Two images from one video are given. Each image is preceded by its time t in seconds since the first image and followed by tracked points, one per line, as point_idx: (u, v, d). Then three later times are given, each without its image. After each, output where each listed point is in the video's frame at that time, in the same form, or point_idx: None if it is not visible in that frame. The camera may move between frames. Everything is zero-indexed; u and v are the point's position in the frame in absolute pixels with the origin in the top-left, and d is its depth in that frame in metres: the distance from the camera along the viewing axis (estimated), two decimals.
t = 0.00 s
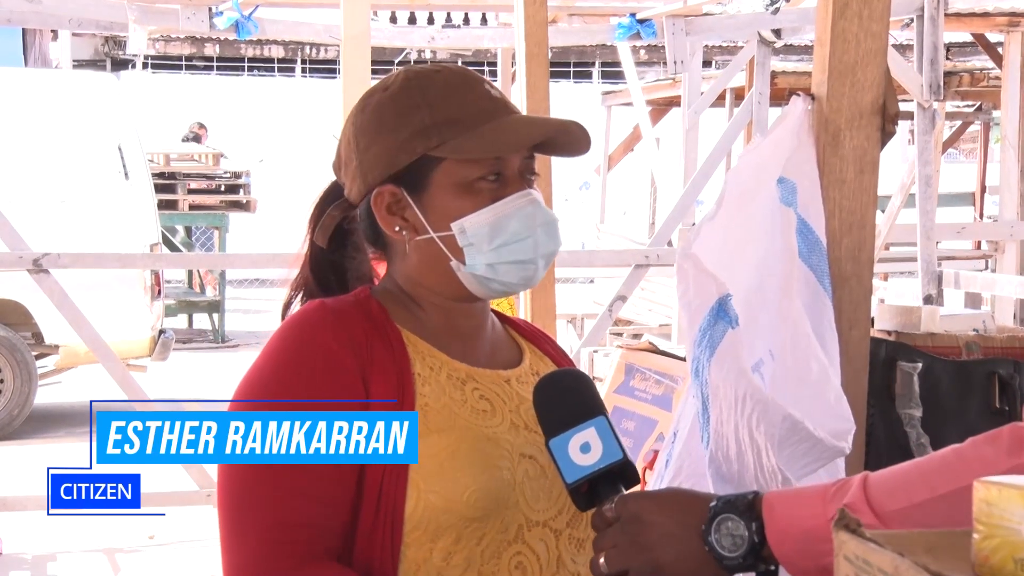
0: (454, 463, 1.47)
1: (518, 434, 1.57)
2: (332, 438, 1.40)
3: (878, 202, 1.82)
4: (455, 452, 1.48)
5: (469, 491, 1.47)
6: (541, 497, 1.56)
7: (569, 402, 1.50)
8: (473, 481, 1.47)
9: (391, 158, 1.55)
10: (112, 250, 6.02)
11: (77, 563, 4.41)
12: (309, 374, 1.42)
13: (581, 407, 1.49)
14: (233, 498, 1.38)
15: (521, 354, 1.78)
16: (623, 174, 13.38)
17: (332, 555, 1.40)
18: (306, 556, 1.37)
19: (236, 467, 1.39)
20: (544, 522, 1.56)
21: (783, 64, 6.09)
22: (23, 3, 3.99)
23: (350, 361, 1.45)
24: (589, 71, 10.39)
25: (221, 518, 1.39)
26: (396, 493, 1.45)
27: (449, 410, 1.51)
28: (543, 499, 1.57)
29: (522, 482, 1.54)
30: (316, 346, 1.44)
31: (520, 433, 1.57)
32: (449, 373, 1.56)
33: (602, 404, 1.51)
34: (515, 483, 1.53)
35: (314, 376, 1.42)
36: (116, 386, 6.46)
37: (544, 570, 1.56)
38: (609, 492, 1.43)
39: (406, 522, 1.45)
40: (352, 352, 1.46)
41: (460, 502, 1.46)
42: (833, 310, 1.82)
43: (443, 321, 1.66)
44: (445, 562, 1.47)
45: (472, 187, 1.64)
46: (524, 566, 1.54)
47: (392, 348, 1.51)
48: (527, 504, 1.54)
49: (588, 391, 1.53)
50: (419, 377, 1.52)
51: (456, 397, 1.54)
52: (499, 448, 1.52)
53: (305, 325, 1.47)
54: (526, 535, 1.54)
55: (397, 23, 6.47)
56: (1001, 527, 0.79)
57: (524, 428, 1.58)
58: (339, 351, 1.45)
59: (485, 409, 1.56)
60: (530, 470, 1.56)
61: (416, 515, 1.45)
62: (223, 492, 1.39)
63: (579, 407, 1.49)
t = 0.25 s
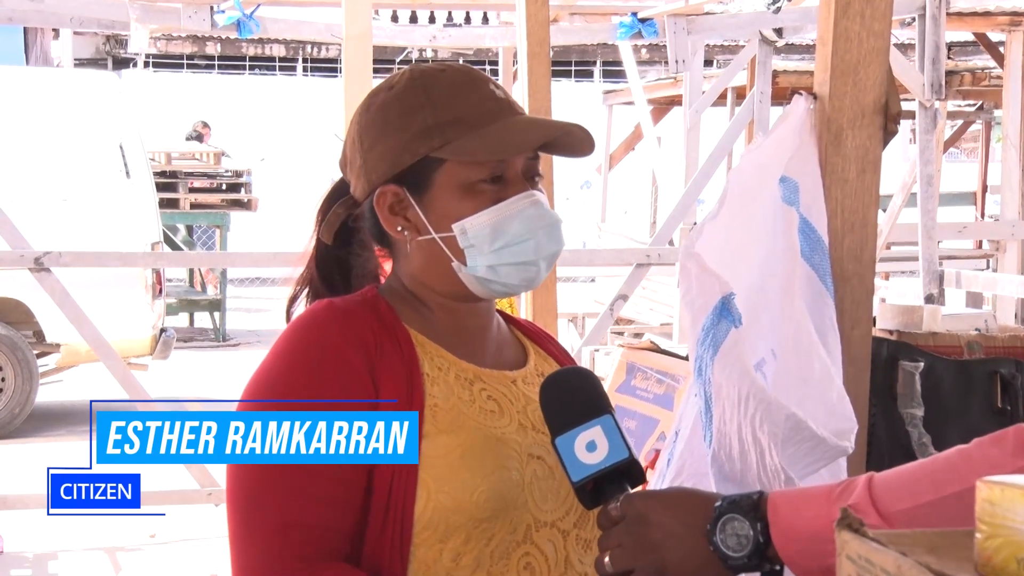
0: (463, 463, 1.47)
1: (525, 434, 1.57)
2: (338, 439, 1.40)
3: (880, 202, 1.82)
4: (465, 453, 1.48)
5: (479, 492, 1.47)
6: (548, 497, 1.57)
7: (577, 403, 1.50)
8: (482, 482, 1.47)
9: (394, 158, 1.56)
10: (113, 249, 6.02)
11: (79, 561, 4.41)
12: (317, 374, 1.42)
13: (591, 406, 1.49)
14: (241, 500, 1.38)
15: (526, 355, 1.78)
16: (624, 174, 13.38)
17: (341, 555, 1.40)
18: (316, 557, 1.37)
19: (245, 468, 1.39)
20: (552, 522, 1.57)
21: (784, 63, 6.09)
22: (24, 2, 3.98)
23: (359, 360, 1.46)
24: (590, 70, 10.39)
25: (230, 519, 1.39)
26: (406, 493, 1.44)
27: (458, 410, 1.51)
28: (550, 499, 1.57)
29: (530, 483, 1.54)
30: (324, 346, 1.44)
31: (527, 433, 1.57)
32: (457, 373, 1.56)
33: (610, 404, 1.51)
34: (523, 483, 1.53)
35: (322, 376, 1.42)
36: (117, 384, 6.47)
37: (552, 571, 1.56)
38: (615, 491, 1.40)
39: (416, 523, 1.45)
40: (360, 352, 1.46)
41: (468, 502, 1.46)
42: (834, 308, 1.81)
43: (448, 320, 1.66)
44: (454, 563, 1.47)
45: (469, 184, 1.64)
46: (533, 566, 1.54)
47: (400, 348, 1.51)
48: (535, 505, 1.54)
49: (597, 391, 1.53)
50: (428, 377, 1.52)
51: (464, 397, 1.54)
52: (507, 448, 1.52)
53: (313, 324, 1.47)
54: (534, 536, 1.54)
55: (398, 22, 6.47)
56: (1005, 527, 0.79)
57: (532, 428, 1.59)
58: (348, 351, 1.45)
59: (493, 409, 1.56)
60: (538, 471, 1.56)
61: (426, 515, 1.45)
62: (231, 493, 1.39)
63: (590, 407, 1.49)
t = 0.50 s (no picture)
0: (469, 463, 1.47)
1: (530, 435, 1.57)
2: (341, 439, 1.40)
3: (881, 202, 1.82)
4: (471, 453, 1.48)
5: (484, 493, 1.47)
6: (553, 498, 1.57)
7: (585, 403, 1.50)
8: (488, 483, 1.47)
9: (394, 159, 1.56)
10: (114, 249, 6.02)
11: (80, 561, 4.42)
12: (322, 374, 1.42)
13: (599, 407, 1.49)
14: (247, 501, 1.38)
15: (530, 355, 1.78)
16: (624, 173, 13.38)
17: (347, 557, 1.40)
18: (322, 557, 1.37)
19: (250, 468, 1.39)
20: (557, 524, 1.57)
21: (785, 63, 6.09)
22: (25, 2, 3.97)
23: (365, 360, 1.46)
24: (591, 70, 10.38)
25: (236, 520, 1.39)
26: (412, 495, 1.44)
27: (463, 410, 1.51)
28: (555, 500, 1.57)
29: (535, 484, 1.54)
30: (329, 346, 1.44)
31: (532, 434, 1.57)
32: (462, 374, 1.56)
33: (617, 404, 1.51)
34: (528, 484, 1.53)
35: (326, 376, 1.42)
36: (118, 384, 6.47)
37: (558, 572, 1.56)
38: (621, 493, 1.42)
39: (422, 524, 1.45)
40: (365, 352, 1.46)
41: (474, 503, 1.46)
42: (836, 308, 1.81)
43: (452, 320, 1.67)
44: (460, 564, 1.47)
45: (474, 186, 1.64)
46: (538, 567, 1.54)
47: (405, 348, 1.51)
48: (540, 506, 1.54)
49: (604, 390, 1.53)
50: (433, 377, 1.52)
51: (469, 397, 1.54)
52: (513, 449, 1.52)
53: (318, 324, 1.47)
54: (540, 537, 1.54)
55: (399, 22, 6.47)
56: (1006, 527, 0.78)
57: (537, 429, 1.59)
58: (354, 350, 1.45)
59: (498, 410, 1.56)
60: (543, 472, 1.56)
61: (431, 517, 1.45)
62: (237, 493, 1.39)
63: (598, 406, 1.49)
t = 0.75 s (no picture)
0: (469, 461, 1.47)
1: (532, 434, 1.57)
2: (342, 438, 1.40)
3: (882, 202, 1.82)
4: (470, 452, 1.48)
5: (483, 492, 1.47)
6: (554, 497, 1.56)
7: (591, 404, 1.49)
8: (489, 482, 1.47)
9: (393, 160, 1.56)
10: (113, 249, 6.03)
11: (81, 561, 4.42)
12: (322, 372, 1.43)
13: (605, 408, 1.49)
14: (247, 499, 1.38)
15: (533, 354, 1.78)
16: (625, 174, 13.39)
17: (347, 555, 1.40)
18: (322, 555, 1.37)
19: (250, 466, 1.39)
20: (558, 523, 1.57)
21: (786, 63, 6.09)
22: (26, 2, 4.00)
23: (365, 359, 1.46)
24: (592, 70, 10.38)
25: (236, 518, 1.40)
26: (412, 494, 1.45)
27: (463, 409, 1.51)
28: (556, 499, 1.57)
29: (536, 482, 1.53)
30: (330, 344, 1.44)
31: (533, 433, 1.57)
32: (462, 372, 1.56)
33: (625, 405, 1.51)
34: (529, 483, 1.52)
35: (327, 375, 1.43)
36: (118, 384, 6.47)
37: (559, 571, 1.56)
38: (630, 495, 1.42)
39: (421, 523, 1.45)
40: (365, 351, 1.46)
41: (473, 502, 1.46)
42: (837, 309, 1.81)
43: (453, 320, 1.67)
44: (460, 562, 1.47)
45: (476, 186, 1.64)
46: (539, 566, 1.54)
47: (405, 347, 1.51)
48: (541, 505, 1.54)
49: (608, 389, 1.52)
50: (433, 376, 1.53)
51: (469, 395, 1.54)
52: (513, 448, 1.52)
53: (319, 322, 1.47)
54: (540, 536, 1.54)
55: (400, 22, 6.47)
56: (1006, 527, 0.78)
57: (538, 428, 1.59)
58: (354, 348, 1.45)
59: (499, 409, 1.56)
60: (544, 471, 1.56)
61: (431, 516, 1.45)
62: (238, 492, 1.40)
63: (600, 406, 1.49)
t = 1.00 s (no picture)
0: (463, 459, 1.47)
1: (525, 432, 1.57)
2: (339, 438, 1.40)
3: (881, 201, 1.82)
4: (465, 450, 1.48)
5: (478, 490, 1.47)
6: (549, 495, 1.56)
7: (592, 403, 1.50)
8: (482, 479, 1.47)
9: (380, 161, 1.57)
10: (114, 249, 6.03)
11: (81, 562, 4.42)
12: (317, 372, 1.43)
13: (604, 407, 1.49)
14: (241, 498, 1.38)
15: (529, 352, 1.79)
16: (625, 174, 13.39)
17: (340, 554, 1.41)
18: (315, 553, 1.38)
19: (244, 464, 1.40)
20: (553, 521, 1.57)
21: (786, 64, 6.09)
22: (26, 3, 4.02)
23: (359, 358, 1.46)
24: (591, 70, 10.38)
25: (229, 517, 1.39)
26: (405, 492, 1.45)
27: (457, 407, 1.51)
28: (551, 496, 1.57)
29: (531, 480, 1.53)
30: (325, 343, 1.44)
31: (527, 431, 1.57)
32: (456, 371, 1.56)
33: (628, 405, 1.50)
34: (524, 480, 1.52)
35: (322, 374, 1.43)
36: (118, 385, 6.48)
37: (554, 569, 1.56)
38: (636, 498, 1.40)
39: (415, 521, 1.45)
40: (360, 350, 1.46)
41: (467, 500, 1.46)
42: (836, 309, 1.81)
43: (450, 321, 1.68)
44: (454, 560, 1.47)
45: (474, 187, 1.65)
46: (534, 564, 1.54)
47: (399, 346, 1.51)
48: (536, 503, 1.54)
49: (605, 388, 1.52)
50: (427, 374, 1.53)
51: (464, 394, 1.54)
52: (508, 447, 1.52)
53: (314, 322, 1.47)
54: (535, 535, 1.54)
55: (400, 23, 6.48)
56: (1005, 527, 0.78)
57: (532, 426, 1.59)
58: (348, 348, 1.45)
59: (493, 407, 1.56)
60: (538, 468, 1.55)
61: (425, 514, 1.45)
62: (230, 491, 1.40)
63: (595, 404, 1.49)
